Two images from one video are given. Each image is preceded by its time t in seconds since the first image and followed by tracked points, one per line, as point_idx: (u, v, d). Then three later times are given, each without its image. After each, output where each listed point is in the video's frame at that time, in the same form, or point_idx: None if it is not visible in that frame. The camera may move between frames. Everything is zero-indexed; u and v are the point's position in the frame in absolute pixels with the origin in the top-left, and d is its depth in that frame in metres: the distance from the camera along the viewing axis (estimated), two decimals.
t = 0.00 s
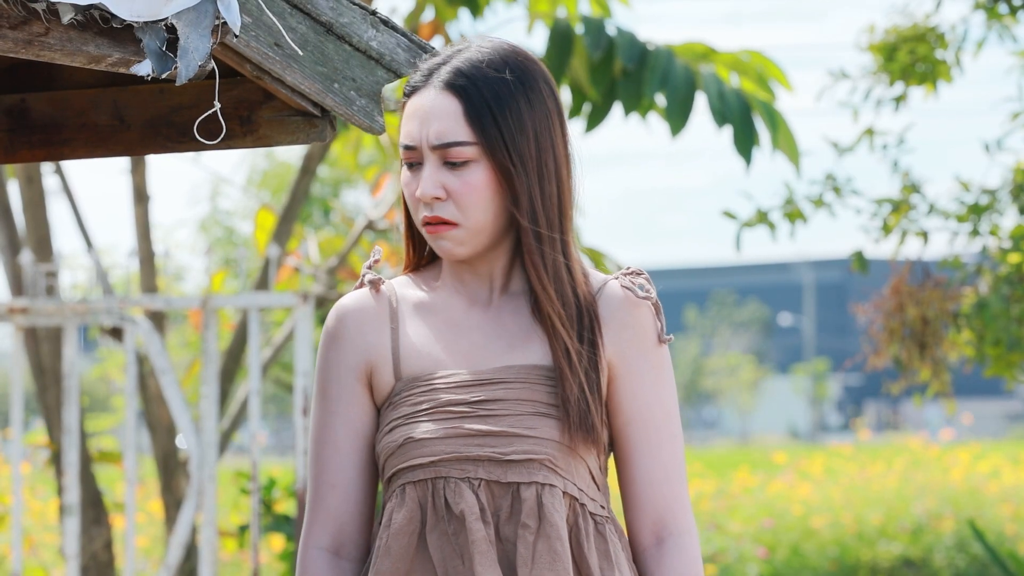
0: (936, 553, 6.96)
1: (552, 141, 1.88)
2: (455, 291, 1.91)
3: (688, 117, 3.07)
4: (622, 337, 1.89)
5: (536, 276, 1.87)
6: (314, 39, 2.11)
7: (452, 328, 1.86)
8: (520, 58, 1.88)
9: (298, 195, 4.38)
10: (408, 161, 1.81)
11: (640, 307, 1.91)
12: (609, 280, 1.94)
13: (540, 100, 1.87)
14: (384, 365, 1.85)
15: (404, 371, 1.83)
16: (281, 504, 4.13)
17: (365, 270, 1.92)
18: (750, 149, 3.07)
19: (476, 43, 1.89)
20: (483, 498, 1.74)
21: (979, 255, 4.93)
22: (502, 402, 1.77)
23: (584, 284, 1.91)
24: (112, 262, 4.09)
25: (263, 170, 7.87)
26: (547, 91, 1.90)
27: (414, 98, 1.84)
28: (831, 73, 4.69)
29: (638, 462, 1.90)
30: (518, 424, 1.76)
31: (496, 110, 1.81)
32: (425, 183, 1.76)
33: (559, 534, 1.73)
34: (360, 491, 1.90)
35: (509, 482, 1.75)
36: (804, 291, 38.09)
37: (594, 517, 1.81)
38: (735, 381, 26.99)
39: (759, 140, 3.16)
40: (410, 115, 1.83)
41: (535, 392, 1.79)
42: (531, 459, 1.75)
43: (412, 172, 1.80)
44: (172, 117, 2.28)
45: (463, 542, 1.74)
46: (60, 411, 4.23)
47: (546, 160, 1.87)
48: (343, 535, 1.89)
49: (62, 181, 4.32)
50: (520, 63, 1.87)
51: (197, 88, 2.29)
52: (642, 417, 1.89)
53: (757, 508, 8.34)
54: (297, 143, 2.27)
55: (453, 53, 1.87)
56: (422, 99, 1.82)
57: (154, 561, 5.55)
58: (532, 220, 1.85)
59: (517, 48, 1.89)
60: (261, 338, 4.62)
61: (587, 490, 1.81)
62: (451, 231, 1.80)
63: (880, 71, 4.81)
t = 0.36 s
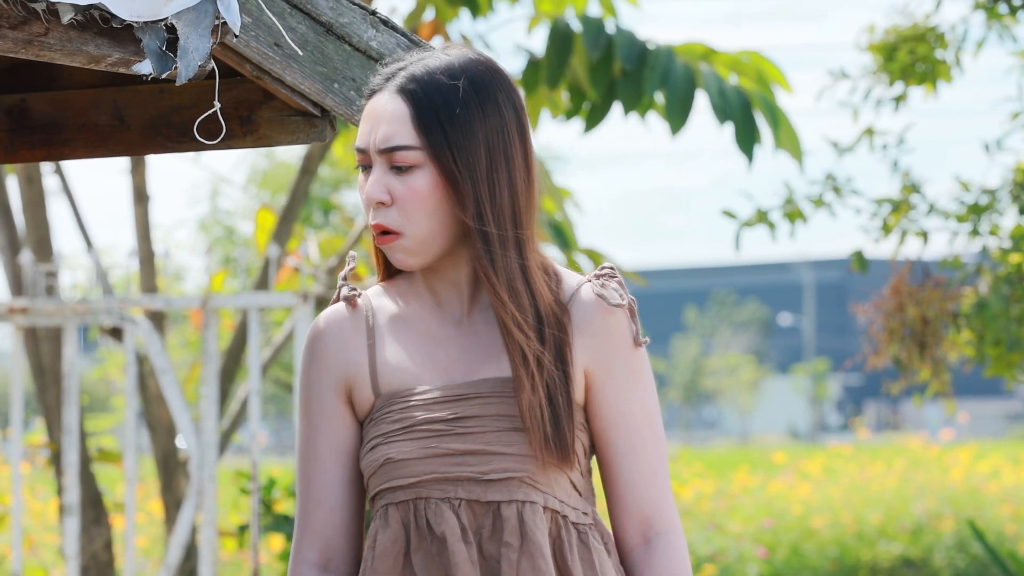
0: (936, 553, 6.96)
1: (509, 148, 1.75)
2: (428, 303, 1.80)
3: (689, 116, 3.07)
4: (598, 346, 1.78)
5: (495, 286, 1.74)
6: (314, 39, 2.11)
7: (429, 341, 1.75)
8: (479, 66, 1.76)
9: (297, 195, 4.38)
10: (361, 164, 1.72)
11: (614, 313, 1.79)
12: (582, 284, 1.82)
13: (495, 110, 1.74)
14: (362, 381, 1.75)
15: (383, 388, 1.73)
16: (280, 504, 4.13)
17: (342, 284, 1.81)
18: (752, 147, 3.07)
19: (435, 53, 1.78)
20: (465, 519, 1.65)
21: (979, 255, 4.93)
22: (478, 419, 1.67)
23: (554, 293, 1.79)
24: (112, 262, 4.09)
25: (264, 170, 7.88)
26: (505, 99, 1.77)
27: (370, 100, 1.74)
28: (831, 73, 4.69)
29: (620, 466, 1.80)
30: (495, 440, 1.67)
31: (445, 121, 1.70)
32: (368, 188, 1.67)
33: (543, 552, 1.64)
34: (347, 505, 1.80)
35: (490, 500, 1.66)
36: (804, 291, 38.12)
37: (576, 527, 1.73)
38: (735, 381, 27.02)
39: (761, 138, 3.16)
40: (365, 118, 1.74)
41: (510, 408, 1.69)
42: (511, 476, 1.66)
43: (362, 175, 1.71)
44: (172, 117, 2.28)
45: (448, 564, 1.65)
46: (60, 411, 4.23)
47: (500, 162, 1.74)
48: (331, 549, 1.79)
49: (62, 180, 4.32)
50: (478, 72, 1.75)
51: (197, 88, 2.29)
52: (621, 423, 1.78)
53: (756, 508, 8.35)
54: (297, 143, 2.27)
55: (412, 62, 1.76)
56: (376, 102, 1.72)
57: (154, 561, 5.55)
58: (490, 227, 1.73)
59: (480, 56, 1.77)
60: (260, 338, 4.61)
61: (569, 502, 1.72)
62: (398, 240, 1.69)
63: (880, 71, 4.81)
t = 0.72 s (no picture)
0: (936, 553, 6.95)
1: (478, 159, 1.73)
2: (409, 310, 1.80)
3: (688, 116, 3.06)
4: (578, 349, 1.76)
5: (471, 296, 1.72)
6: (314, 39, 2.11)
7: (413, 348, 1.76)
8: (445, 77, 1.74)
9: (297, 195, 4.38)
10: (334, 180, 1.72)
11: (596, 316, 1.78)
12: (564, 286, 1.81)
13: (462, 123, 1.73)
14: (346, 389, 1.76)
15: (366, 394, 1.74)
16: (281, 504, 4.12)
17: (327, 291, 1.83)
18: (749, 146, 3.06)
19: (404, 63, 1.77)
20: (447, 525, 1.66)
21: (979, 255, 4.93)
22: (460, 424, 1.68)
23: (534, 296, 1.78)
24: (112, 262, 4.09)
25: (264, 170, 7.87)
26: (473, 106, 1.75)
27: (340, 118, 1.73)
28: (831, 73, 4.69)
29: (604, 469, 1.79)
30: (477, 446, 1.67)
31: (411, 138, 1.69)
32: (339, 207, 1.67)
33: (526, 558, 1.64)
34: (332, 511, 1.82)
35: (472, 507, 1.67)
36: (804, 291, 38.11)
37: (560, 530, 1.73)
38: (736, 380, 27.00)
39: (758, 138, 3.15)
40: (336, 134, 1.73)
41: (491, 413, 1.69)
42: (493, 483, 1.67)
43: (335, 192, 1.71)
44: (172, 117, 2.28)
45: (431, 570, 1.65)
46: (60, 411, 4.23)
47: (468, 175, 1.72)
48: (317, 554, 1.81)
49: (62, 180, 4.32)
50: (443, 85, 1.73)
51: (198, 88, 2.29)
52: (606, 426, 1.77)
53: (756, 508, 8.34)
54: (297, 143, 2.27)
55: (379, 75, 1.75)
56: (345, 120, 1.72)
57: (155, 561, 5.55)
58: (461, 238, 1.71)
59: (448, 67, 1.76)
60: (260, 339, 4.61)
61: (552, 506, 1.72)
62: (371, 255, 1.70)
63: (881, 71, 4.81)
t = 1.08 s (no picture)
0: (938, 553, 6.95)
1: (473, 158, 1.73)
2: (403, 311, 1.80)
3: (687, 117, 3.06)
4: (571, 349, 1.76)
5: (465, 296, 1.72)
6: (315, 39, 2.11)
7: (407, 349, 1.76)
8: (440, 75, 1.74)
9: (299, 195, 4.38)
10: (332, 179, 1.71)
11: (589, 315, 1.78)
12: (558, 285, 1.81)
13: (457, 119, 1.72)
14: (341, 390, 1.76)
15: (361, 396, 1.74)
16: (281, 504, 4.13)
17: (321, 292, 1.83)
18: (747, 149, 3.05)
19: (400, 60, 1.76)
20: (443, 525, 1.66)
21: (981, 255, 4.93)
22: (454, 424, 1.68)
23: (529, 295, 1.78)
24: (113, 262, 4.09)
25: (264, 170, 7.87)
26: (469, 104, 1.75)
27: (337, 117, 1.72)
28: (832, 73, 4.69)
29: (599, 471, 1.79)
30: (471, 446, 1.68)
31: (409, 137, 1.68)
32: (340, 206, 1.66)
33: (520, 558, 1.64)
34: (327, 512, 1.81)
35: (467, 506, 1.67)
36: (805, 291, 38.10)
37: (556, 529, 1.73)
38: (737, 381, 27.00)
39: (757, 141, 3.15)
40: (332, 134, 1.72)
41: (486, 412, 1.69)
42: (488, 482, 1.67)
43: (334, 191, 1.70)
44: (173, 117, 2.28)
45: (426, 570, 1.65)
46: (61, 411, 4.23)
47: (463, 174, 1.71)
48: (311, 556, 1.80)
49: (63, 181, 4.32)
50: (438, 82, 1.73)
51: (199, 87, 2.29)
52: (600, 425, 1.77)
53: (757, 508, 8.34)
54: (298, 143, 2.27)
55: (375, 72, 1.75)
56: (342, 119, 1.71)
57: (156, 561, 5.56)
58: (456, 238, 1.70)
59: (442, 64, 1.75)
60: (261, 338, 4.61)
61: (548, 505, 1.73)
62: (372, 252, 1.69)
63: (882, 72, 4.81)
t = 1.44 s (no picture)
0: (940, 553, 6.94)
1: (491, 157, 1.73)
2: (412, 309, 1.79)
3: (690, 119, 3.06)
4: (580, 347, 1.77)
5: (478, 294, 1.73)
6: (318, 39, 2.11)
7: (414, 346, 1.75)
8: (457, 74, 1.74)
9: (301, 195, 4.38)
10: (349, 178, 1.71)
11: (599, 314, 1.78)
12: (568, 286, 1.81)
13: (476, 118, 1.72)
14: (346, 384, 1.74)
15: (368, 390, 1.73)
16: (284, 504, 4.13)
17: (326, 286, 1.80)
18: (750, 150, 3.06)
19: (417, 59, 1.76)
20: (448, 518, 1.65)
21: (982, 255, 4.93)
22: (462, 419, 1.67)
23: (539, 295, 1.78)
24: (115, 262, 4.09)
25: (267, 170, 7.87)
26: (487, 104, 1.75)
27: (354, 115, 1.72)
28: (834, 73, 4.69)
29: (602, 470, 1.79)
30: (479, 441, 1.67)
31: (429, 135, 1.68)
32: (359, 205, 1.66)
33: (527, 552, 1.64)
34: (328, 507, 1.79)
35: (473, 500, 1.66)
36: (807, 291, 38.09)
37: (561, 527, 1.72)
38: (739, 380, 26.98)
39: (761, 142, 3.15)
40: (349, 132, 1.72)
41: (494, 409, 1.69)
42: (495, 476, 1.66)
43: (351, 190, 1.70)
44: (175, 117, 2.28)
45: (430, 563, 1.64)
46: (64, 411, 4.23)
47: (484, 174, 1.72)
48: (312, 550, 1.78)
49: (65, 181, 4.32)
50: (456, 81, 1.73)
51: (201, 87, 2.28)
52: (607, 424, 1.78)
53: (759, 508, 8.33)
54: (300, 143, 2.26)
55: (393, 70, 1.75)
56: (360, 118, 1.70)
57: (157, 561, 5.57)
58: (477, 237, 1.71)
59: (459, 64, 1.75)
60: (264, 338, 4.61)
61: (553, 503, 1.72)
62: (390, 251, 1.69)
63: (884, 71, 4.81)
